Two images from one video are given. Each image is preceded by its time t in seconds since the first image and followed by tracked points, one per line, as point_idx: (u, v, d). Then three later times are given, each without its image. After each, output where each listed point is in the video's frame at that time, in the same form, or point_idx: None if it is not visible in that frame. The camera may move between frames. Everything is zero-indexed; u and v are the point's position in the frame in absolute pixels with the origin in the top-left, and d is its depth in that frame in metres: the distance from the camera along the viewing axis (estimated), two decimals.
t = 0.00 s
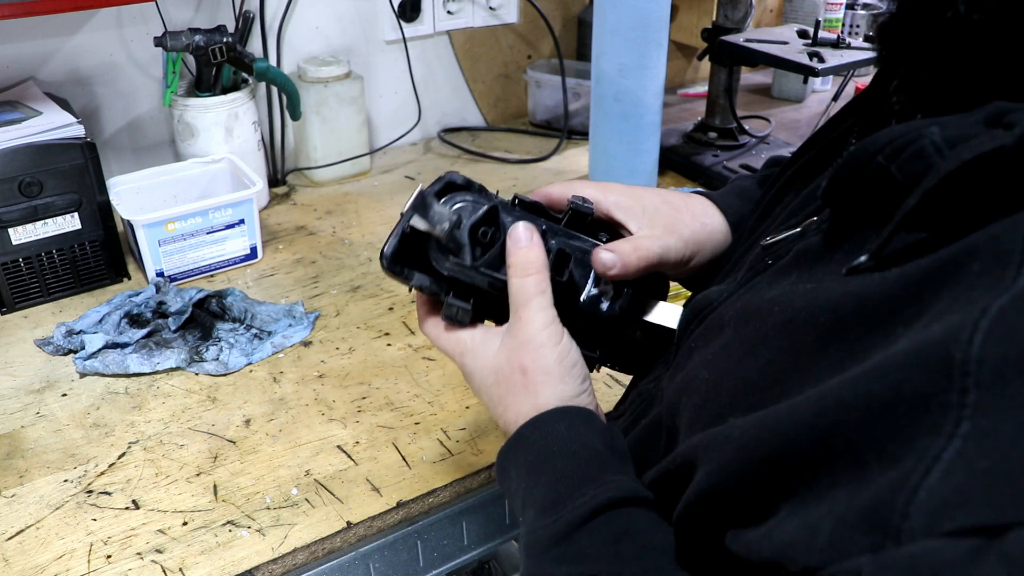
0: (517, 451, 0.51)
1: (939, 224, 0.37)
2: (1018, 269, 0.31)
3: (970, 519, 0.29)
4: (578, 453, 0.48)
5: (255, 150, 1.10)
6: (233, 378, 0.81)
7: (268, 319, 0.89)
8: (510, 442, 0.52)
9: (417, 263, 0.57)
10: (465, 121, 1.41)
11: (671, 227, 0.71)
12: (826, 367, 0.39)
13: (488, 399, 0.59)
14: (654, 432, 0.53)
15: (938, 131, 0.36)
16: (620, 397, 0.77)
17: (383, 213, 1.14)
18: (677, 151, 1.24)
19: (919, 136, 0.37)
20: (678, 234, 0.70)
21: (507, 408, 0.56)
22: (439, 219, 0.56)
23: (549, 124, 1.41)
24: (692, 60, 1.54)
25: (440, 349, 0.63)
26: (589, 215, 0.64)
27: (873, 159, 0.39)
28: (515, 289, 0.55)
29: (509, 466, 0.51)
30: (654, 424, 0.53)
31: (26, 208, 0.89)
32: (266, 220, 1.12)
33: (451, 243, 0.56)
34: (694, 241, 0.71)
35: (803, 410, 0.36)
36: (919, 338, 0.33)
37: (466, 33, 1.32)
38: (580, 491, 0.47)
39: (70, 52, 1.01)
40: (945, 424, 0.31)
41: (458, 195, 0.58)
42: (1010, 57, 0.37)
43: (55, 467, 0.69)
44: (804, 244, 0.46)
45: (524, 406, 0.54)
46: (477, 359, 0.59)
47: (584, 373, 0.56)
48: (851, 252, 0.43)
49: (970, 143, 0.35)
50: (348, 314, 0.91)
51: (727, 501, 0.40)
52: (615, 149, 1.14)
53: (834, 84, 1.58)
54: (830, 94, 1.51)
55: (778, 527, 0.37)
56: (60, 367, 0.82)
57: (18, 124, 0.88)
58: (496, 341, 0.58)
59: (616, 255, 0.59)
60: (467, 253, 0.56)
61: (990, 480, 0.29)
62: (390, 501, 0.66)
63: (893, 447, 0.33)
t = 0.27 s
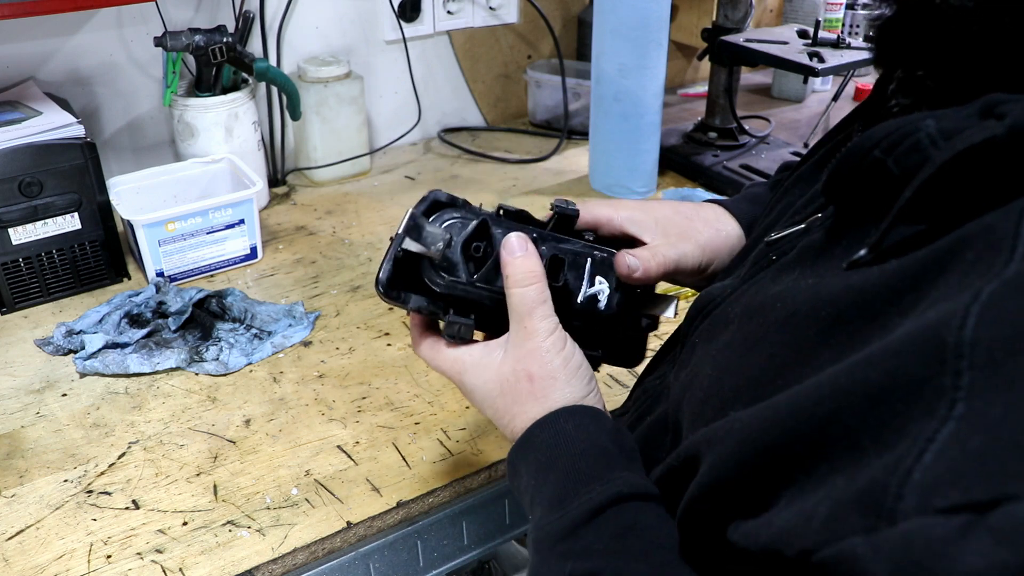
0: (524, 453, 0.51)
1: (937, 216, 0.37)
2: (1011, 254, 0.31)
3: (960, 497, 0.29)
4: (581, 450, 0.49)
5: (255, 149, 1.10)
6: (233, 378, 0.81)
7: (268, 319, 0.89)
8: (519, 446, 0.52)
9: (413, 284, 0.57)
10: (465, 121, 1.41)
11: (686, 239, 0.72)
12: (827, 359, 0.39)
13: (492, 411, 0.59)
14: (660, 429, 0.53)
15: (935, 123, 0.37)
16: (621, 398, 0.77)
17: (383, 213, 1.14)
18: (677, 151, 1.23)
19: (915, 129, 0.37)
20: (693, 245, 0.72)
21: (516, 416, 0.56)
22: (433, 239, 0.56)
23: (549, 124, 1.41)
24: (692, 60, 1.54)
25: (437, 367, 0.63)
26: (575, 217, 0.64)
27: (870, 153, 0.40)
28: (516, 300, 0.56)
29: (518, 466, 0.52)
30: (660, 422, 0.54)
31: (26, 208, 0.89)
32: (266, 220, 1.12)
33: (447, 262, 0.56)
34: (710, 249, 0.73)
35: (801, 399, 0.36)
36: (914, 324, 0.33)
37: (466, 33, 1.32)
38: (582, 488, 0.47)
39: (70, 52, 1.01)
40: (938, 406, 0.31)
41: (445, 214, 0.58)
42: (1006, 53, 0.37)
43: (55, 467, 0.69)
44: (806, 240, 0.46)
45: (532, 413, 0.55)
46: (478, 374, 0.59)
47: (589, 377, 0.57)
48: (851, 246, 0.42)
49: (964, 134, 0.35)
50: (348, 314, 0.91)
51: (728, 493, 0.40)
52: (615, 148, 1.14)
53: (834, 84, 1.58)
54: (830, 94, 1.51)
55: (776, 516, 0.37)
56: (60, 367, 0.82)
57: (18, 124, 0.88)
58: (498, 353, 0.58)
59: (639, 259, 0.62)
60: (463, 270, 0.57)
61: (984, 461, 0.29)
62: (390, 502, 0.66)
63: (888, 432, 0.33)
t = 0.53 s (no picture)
0: (524, 450, 0.51)
1: (935, 216, 0.37)
2: (1007, 252, 0.31)
3: (956, 495, 0.29)
4: (579, 449, 0.48)
5: (255, 149, 1.10)
6: (233, 378, 0.81)
7: (268, 319, 0.89)
8: (518, 440, 0.52)
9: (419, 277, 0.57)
10: (465, 121, 1.41)
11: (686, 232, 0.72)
12: (825, 357, 0.38)
13: (491, 406, 0.59)
14: (660, 429, 0.53)
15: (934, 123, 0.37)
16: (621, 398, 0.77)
17: (384, 213, 1.14)
18: (677, 151, 1.23)
19: (914, 129, 0.37)
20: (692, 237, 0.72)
21: (514, 412, 0.56)
22: (443, 229, 0.56)
23: (549, 124, 1.41)
24: (692, 60, 1.54)
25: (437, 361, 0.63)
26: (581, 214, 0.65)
27: (870, 153, 0.40)
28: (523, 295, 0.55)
29: (516, 463, 0.52)
30: (660, 421, 0.54)
31: (26, 208, 0.89)
32: (266, 220, 1.12)
33: (456, 254, 0.56)
34: (710, 242, 0.72)
35: (798, 398, 0.36)
36: (911, 322, 0.33)
37: (466, 33, 1.32)
38: (579, 486, 0.47)
39: (70, 52, 1.01)
40: (935, 405, 0.31)
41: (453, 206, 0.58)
42: (1004, 51, 0.37)
43: (55, 467, 0.69)
44: (807, 240, 0.45)
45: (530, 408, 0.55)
46: (478, 369, 0.59)
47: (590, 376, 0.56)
48: (851, 245, 0.42)
49: (962, 134, 0.34)
50: (348, 314, 0.91)
51: (725, 491, 0.40)
52: (614, 148, 1.14)
53: (834, 84, 1.58)
54: (830, 94, 1.51)
55: (772, 515, 0.36)
56: (60, 367, 0.82)
57: (18, 124, 0.88)
58: (500, 348, 0.58)
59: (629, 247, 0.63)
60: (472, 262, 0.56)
61: (979, 460, 0.29)
62: (390, 502, 0.66)
63: (884, 430, 0.33)
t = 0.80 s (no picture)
0: (524, 467, 0.51)
1: (942, 223, 0.36)
2: (1015, 262, 0.31)
3: (961, 513, 0.29)
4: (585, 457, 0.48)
5: (255, 149, 1.10)
6: (234, 378, 0.81)
7: (268, 319, 0.89)
8: (516, 461, 0.52)
9: (421, 325, 0.59)
10: (465, 121, 1.41)
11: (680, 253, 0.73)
12: (831, 366, 0.39)
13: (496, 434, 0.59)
14: (664, 434, 0.53)
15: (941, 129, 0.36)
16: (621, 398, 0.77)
17: (383, 213, 1.14)
18: (677, 151, 1.23)
19: (921, 135, 0.37)
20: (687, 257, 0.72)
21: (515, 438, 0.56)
22: (429, 273, 0.56)
23: (549, 124, 1.41)
24: (692, 60, 1.54)
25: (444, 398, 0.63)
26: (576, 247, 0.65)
27: (875, 158, 0.40)
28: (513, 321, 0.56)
29: (516, 482, 0.52)
30: (662, 424, 0.54)
31: (26, 208, 0.89)
32: (265, 220, 1.12)
33: (447, 295, 0.58)
34: (705, 260, 0.73)
35: (804, 408, 0.36)
36: (919, 335, 0.33)
37: (466, 33, 1.32)
38: (576, 502, 0.47)
39: (70, 52, 1.01)
40: (942, 420, 0.31)
41: (450, 255, 0.61)
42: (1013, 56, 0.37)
43: (56, 467, 0.69)
44: (814, 243, 0.46)
45: (528, 431, 0.55)
46: (481, 400, 0.59)
47: (586, 396, 0.56)
48: (858, 250, 0.42)
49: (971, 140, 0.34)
50: (348, 314, 0.91)
51: (730, 502, 0.40)
52: (614, 149, 1.14)
53: (834, 84, 1.58)
54: (830, 94, 1.51)
55: (778, 527, 0.37)
56: (60, 367, 0.82)
57: (18, 124, 0.88)
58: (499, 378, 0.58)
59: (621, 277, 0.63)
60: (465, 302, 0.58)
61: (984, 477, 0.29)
62: (390, 501, 0.66)
63: (892, 444, 0.33)
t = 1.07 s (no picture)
0: (524, 470, 0.51)
1: (953, 228, 0.37)
2: None
3: (972, 526, 0.29)
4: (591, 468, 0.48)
5: (255, 149, 1.10)
6: (233, 378, 0.81)
7: (268, 319, 0.89)
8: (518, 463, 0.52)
9: (427, 330, 0.59)
10: (465, 121, 1.41)
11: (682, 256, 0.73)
12: (839, 372, 0.39)
13: (496, 439, 0.59)
14: (667, 435, 0.53)
15: (951, 135, 0.36)
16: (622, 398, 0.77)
17: (383, 213, 1.14)
18: (677, 151, 1.23)
19: (930, 139, 0.37)
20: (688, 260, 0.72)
21: (516, 440, 0.56)
22: (437, 277, 0.57)
23: (549, 124, 1.41)
24: (692, 60, 1.54)
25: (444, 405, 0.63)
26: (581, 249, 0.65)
27: (885, 161, 0.40)
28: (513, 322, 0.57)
29: (518, 485, 0.52)
30: (666, 427, 0.54)
31: (26, 208, 0.89)
32: (265, 220, 1.12)
33: (453, 301, 0.58)
34: (707, 264, 0.72)
35: (813, 416, 0.36)
36: (928, 344, 0.33)
37: (466, 33, 1.32)
38: (577, 506, 0.47)
39: (70, 52, 1.01)
40: (952, 432, 0.31)
41: (454, 259, 0.62)
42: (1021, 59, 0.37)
43: (55, 467, 0.69)
44: (819, 246, 0.46)
45: (529, 434, 0.55)
46: (481, 406, 0.59)
47: (588, 399, 0.56)
48: (864, 254, 0.42)
49: (982, 146, 0.34)
50: (348, 314, 0.91)
51: (736, 511, 0.40)
52: (615, 149, 1.14)
53: (834, 84, 1.58)
54: (830, 94, 1.51)
55: (786, 537, 0.37)
56: (60, 367, 0.82)
57: (18, 124, 0.88)
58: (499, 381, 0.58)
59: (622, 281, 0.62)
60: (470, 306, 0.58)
61: (995, 491, 0.29)
62: (390, 502, 0.66)
63: (903, 454, 0.33)
